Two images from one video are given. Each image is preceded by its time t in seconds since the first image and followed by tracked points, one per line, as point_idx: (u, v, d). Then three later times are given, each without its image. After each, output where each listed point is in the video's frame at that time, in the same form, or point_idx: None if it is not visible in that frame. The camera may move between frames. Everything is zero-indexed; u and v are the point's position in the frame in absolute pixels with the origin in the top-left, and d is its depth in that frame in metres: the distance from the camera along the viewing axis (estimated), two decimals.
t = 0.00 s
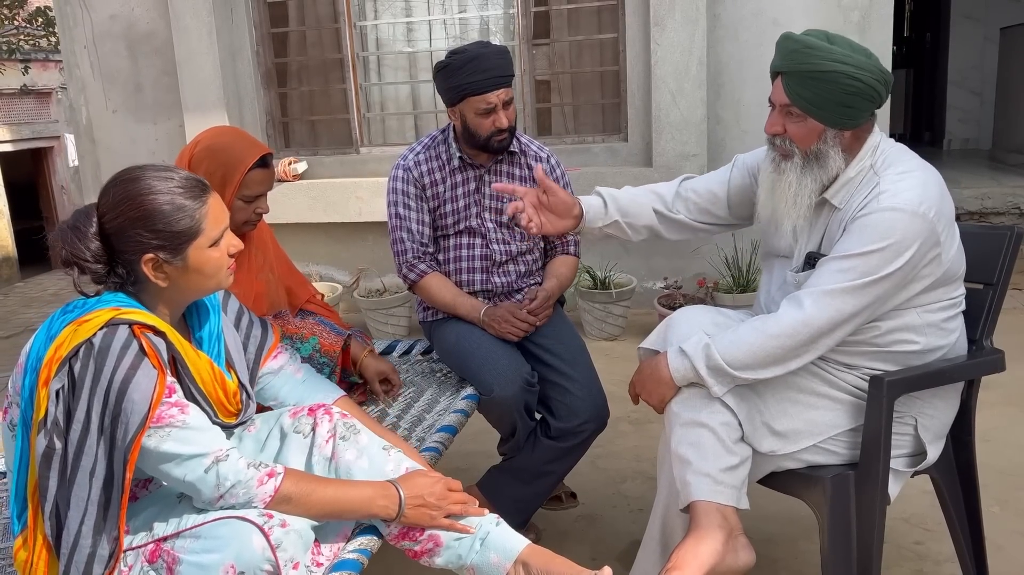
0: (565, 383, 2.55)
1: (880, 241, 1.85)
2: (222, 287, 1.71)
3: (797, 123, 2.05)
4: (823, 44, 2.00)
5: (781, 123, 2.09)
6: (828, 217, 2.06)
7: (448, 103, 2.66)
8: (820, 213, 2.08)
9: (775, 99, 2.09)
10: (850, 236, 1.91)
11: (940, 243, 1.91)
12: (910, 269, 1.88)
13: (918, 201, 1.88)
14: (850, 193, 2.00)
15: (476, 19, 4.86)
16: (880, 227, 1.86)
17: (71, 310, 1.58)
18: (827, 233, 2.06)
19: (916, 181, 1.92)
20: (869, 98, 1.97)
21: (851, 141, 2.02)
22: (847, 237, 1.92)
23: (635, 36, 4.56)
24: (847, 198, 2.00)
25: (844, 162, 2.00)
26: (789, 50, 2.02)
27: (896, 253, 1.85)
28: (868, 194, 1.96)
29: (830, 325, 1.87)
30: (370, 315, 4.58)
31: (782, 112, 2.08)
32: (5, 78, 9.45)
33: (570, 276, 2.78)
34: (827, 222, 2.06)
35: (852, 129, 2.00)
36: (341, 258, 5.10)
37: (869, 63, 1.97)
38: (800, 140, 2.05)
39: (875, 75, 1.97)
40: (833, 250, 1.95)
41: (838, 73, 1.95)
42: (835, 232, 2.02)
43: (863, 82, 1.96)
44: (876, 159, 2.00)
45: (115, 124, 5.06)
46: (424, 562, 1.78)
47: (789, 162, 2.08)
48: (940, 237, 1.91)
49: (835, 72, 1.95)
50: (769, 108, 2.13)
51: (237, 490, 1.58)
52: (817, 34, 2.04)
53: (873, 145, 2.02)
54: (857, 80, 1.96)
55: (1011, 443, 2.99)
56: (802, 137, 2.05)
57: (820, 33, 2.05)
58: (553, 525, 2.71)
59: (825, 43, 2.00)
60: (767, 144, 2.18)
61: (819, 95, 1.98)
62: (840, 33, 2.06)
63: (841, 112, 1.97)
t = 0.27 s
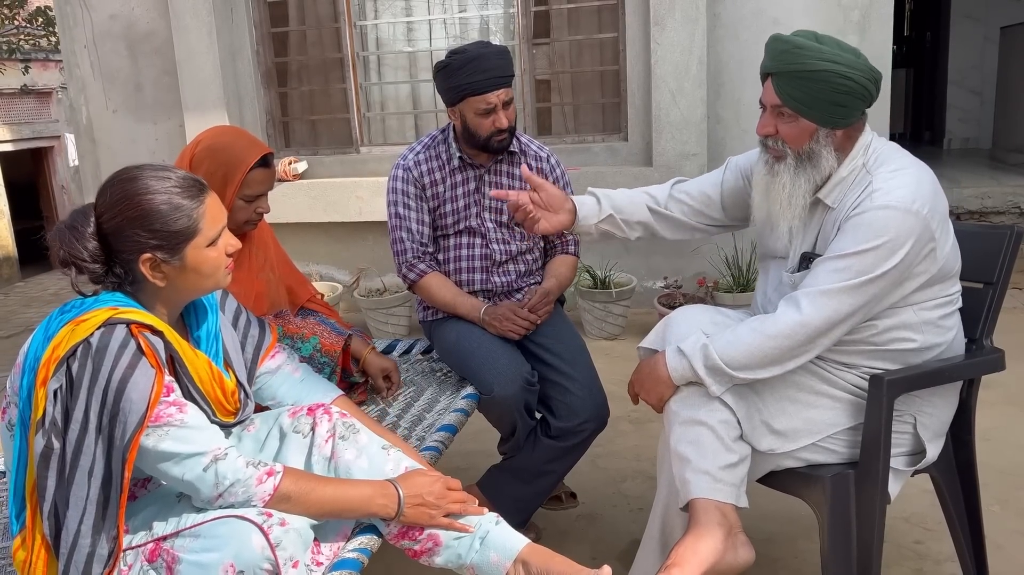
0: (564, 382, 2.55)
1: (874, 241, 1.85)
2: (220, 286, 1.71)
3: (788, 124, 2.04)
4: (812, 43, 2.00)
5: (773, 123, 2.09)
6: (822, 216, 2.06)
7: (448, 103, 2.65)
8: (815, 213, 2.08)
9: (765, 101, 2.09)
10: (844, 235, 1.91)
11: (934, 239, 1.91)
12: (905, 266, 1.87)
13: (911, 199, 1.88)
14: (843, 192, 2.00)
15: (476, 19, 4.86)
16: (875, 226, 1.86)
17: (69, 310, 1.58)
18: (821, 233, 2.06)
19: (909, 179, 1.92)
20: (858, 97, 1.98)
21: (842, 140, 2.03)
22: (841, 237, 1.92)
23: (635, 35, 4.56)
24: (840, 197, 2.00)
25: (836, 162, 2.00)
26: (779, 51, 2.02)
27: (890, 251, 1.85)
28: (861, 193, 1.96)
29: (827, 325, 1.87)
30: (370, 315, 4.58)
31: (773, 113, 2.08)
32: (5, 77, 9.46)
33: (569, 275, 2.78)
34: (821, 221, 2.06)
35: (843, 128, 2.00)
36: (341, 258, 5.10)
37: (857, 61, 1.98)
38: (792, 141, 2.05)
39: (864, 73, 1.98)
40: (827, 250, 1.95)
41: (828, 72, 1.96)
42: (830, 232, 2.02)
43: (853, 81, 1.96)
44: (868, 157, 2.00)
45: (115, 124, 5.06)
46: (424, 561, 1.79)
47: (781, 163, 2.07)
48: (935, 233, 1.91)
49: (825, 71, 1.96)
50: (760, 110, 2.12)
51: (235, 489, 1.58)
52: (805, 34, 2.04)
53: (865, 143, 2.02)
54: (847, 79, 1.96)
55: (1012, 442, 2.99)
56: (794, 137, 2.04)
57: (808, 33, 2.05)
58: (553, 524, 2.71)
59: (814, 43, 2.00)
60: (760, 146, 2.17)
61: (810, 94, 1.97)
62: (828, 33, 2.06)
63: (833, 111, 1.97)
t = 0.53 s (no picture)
0: (565, 380, 2.55)
1: (875, 237, 1.85)
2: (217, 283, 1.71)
3: (789, 124, 2.04)
4: (807, 43, 2.00)
5: (773, 124, 2.08)
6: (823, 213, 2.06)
7: (448, 101, 2.65)
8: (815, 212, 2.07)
9: (763, 102, 2.08)
10: (845, 232, 1.90)
11: (935, 236, 1.90)
12: (906, 263, 1.87)
13: (912, 195, 1.87)
14: (844, 188, 2.00)
15: (476, 17, 4.85)
16: (876, 222, 1.86)
17: (67, 308, 1.57)
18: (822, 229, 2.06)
19: (909, 176, 1.92)
20: (857, 92, 1.97)
21: (842, 137, 2.02)
22: (841, 233, 1.91)
23: (636, 33, 4.55)
24: (841, 193, 2.00)
25: (837, 158, 1.99)
26: (775, 52, 2.02)
27: (892, 247, 1.85)
28: (861, 190, 1.95)
29: (828, 322, 1.86)
30: (370, 313, 4.58)
31: (773, 114, 2.07)
32: (4, 76, 9.46)
33: (570, 273, 2.78)
34: (821, 218, 2.06)
35: (843, 124, 2.00)
36: (341, 257, 5.09)
37: (853, 58, 1.97)
38: (792, 140, 2.05)
39: (862, 69, 1.97)
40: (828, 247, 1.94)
41: (825, 70, 1.95)
42: (831, 228, 2.02)
43: (851, 78, 1.96)
44: (869, 154, 2.00)
45: (114, 122, 5.05)
46: (424, 559, 1.78)
47: (781, 163, 2.06)
48: (936, 229, 1.91)
49: (822, 69, 1.95)
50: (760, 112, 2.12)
51: (235, 487, 1.57)
52: (799, 33, 2.04)
53: (865, 140, 2.01)
54: (844, 76, 1.96)
55: (1013, 440, 2.99)
56: (794, 136, 2.04)
57: (803, 32, 2.05)
58: (554, 522, 2.70)
59: (809, 42, 2.00)
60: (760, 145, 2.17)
61: (809, 93, 1.97)
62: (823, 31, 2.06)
63: (832, 109, 1.97)
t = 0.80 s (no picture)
0: (565, 378, 2.55)
1: (882, 233, 1.84)
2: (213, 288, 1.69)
3: (799, 110, 2.04)
4: (823, 29, 2.00)
5: (783, 110, 2.08)
6: (827, 209, 2.06)
7: (448, 97, 2.65)
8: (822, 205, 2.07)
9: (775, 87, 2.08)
10: (851, 229, 1.90)
11: (940, 233, 1.90)
12: (912, 260, 1.87)
13: (918, 192, 1.87)
14: (850, 183, 2.00)
15: (477, 16, 4.84)
16: (881, 219, 1.85)
17: (66, 305, 1.57)
18: (826, 226, 2.06)
19: (914, 172, 1.91)
20: (869, 83, 1.98)
21: (852, 128, 2.02)
22: (847, 230, 1.91)
23: (636, 31, 4.54)
24: (847, 189, 2.00)
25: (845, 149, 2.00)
26: (790, 35, 2.02)
27: (898, 244, 1.84)
28: (865, 187, 1.95)
29: (833, 319, 1.86)
30: (370, 312, 4.57)
31: (784, 100, 2.07)
32: (4, 75, 9.46)
33: (571, 272, 2.77)
34: (826, 213, 2.06)
35: (853, 115, 2.00)
36: (341, 255, 5.09)
37: (868, 48, 1.98)
38: (802, 127, 2.04)
39: (875, 60, 1.98)
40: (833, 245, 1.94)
41: (840, 56, 1.95)
42: (836, 224, 2.01)
43: (865, 66, 1.96)
44: (875, 150, 2.00)
45: (114, 121, 5.05)
46: (424, 558, 1.78)
47: (790, 150, 2.06)
48: (941, 227, 1.90)
49: (837, 55, 1.95)
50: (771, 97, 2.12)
51: (234, 485, 1.57)
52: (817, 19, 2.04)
53: (871, 135, 2.02)
54: (859, 64, 1.96)
55: (1013, 439, 2.98)
56: (804, 123, 2.04)
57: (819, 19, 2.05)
58: (554, 521, 2.70)
59: (825, 28, 2.00)
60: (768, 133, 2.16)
61: (822, 78, 1.97)
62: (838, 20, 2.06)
63: (844, 96, 1.97)
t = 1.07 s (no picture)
0: (566, 377, 2.54)
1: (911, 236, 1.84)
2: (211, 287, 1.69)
3: (823, 119, 2.02)
4: (829, 36, 2.02)
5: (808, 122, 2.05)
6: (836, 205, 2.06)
7: (448, 93, 2.65)
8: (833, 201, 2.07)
9: (789, 104, 2.06)
10: (876, 230, 1.89)
11: (960, 226, 1.92)
12: (938, 259, 1.87)
13: (936, 190, 1.87)
14: (863, 181, 2.00)
15: (477, 14, 4.84)
16: (912, 219, 1.85)
17: (66, 302, 1.57)
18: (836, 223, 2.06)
19: (928, 169, 1.92)
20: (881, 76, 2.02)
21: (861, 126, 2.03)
22: (872, 232, 1.89)
23: (637, 30, 4.54)
24: (861, 185, 2.00)
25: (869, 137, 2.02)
26: (800, 49, 2.01)
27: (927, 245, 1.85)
28: (881, 185, 1.95)
29: (876, 329, 1.84)
30: (370, 310, 4.57)
31: (807, 112, 2.05)
32: (5, 73, 9.46)
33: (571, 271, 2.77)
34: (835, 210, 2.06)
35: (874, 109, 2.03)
36: (342, 254, 5.09)
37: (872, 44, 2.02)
38: (831, 134, 2.03)
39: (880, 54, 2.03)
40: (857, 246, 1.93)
41: (858, 57, 1.97)
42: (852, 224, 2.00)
43: (879, 62, 2.00)
44: (886, 147, 2.01)
45: (114, 119, 5.05)
46: (424, 557, 1.78)
47: (823, 160, 2.03)
48: (961, 219, 1.92)
49: (850, 58, 1.97)
50: (783, 114, 2.10)
51: (234, 483, 1.57)
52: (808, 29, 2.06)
53: (880, 134, 2.03)
54: (874, 60, 1.99)
55: (1014, 439, 2.98)
56: (834, 130, 2.02)
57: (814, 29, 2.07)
58: (554, 520, 2.70)
59: (824, 35, 2.01)
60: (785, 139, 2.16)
61: (844, 83, 1.98)
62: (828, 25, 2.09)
63: (865, 95, 2.00)
